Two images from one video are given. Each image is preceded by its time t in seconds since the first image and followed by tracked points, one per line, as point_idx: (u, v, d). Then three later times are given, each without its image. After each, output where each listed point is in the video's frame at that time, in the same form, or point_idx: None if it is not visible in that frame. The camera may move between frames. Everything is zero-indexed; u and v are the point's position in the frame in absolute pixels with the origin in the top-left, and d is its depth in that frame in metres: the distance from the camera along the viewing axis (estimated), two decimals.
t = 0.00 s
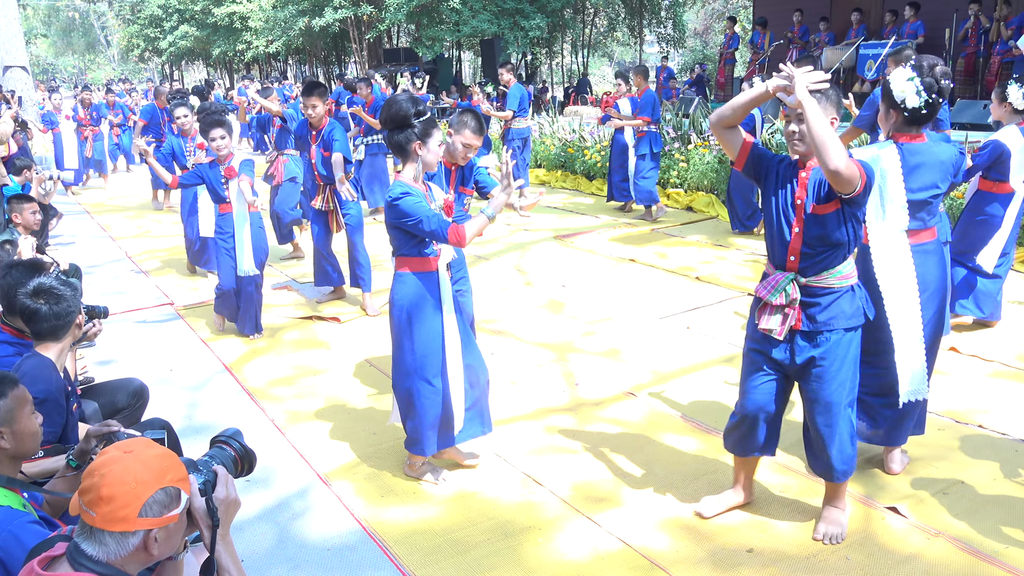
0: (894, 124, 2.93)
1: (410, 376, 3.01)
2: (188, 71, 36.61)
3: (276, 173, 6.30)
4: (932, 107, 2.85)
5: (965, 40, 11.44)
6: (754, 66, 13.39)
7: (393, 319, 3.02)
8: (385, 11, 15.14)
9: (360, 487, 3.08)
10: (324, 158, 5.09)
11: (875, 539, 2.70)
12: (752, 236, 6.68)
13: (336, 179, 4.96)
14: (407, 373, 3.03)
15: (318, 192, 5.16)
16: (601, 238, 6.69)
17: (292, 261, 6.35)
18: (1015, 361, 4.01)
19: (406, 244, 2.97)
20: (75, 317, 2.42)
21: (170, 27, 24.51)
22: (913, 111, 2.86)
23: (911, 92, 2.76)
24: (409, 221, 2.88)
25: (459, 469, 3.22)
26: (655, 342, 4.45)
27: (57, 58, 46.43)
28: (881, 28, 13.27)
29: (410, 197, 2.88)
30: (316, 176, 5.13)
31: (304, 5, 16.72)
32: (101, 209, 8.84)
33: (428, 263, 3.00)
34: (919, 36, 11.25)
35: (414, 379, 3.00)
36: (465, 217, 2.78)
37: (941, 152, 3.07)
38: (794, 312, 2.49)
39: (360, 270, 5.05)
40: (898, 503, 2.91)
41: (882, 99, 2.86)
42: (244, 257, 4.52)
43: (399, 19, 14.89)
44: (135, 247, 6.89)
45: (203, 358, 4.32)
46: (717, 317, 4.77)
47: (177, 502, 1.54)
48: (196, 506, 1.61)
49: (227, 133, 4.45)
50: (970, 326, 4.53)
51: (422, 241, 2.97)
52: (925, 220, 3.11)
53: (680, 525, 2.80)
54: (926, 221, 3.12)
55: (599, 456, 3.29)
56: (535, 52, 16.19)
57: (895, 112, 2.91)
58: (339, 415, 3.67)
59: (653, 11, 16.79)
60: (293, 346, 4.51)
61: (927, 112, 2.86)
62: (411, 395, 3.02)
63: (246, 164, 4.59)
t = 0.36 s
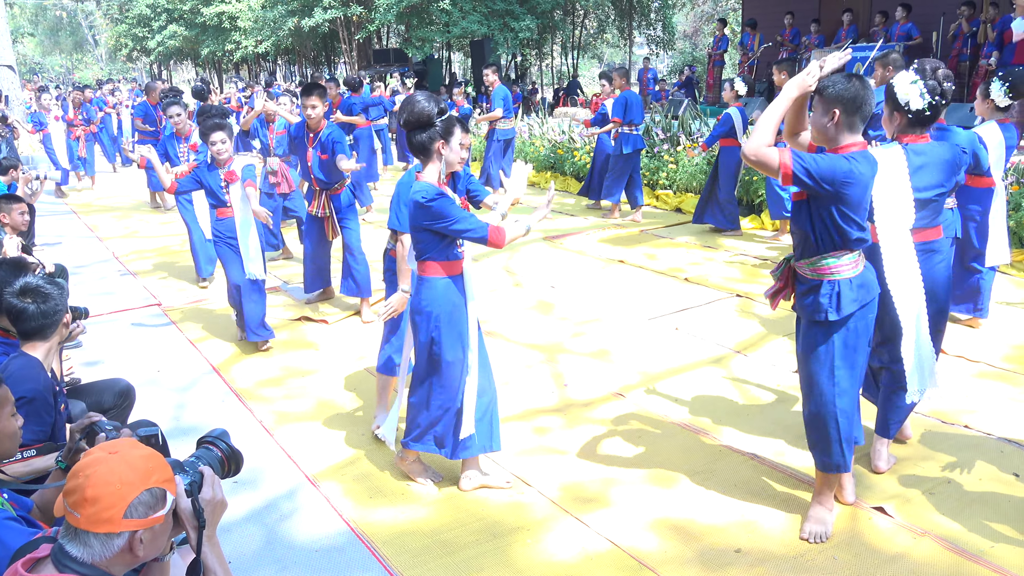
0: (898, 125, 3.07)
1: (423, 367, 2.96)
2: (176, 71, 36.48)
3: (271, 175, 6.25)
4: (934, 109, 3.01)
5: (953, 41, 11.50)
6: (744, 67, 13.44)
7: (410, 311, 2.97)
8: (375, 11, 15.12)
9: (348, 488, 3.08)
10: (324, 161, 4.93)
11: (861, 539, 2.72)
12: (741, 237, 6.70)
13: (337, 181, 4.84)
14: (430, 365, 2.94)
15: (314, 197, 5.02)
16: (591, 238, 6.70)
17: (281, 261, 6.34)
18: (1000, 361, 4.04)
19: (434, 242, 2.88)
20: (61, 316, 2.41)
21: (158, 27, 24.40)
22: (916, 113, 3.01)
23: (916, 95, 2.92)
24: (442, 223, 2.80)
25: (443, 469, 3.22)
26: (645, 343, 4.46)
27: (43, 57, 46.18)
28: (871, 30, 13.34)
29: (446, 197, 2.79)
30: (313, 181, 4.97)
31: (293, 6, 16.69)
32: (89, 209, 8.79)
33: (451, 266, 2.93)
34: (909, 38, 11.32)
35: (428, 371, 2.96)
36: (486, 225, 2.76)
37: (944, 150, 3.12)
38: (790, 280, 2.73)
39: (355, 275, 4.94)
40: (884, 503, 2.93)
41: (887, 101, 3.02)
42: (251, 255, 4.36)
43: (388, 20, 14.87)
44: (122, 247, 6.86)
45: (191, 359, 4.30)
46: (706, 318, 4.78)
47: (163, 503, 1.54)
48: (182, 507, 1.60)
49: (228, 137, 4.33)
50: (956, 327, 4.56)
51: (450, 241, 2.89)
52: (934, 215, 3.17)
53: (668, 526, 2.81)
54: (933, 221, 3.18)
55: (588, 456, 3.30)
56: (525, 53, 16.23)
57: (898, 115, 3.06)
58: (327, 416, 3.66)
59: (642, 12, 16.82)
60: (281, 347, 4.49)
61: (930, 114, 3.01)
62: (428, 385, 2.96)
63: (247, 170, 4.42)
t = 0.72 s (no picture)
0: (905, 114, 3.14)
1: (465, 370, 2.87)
2: (168, 73, 36.42)
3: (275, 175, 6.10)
4: (939, 100, 3.09)
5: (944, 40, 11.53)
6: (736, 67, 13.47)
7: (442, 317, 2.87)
8: (367, 13, 15.11)
9: (343, 491, 3.07)
10: (339, 160, 4.80)
11: (857, 537, 2.72)
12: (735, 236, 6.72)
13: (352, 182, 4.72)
14: (472, 363, 2.84)
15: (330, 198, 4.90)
16: (585, 239, 6.71)
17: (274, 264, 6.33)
18: (993, 358, 4.05)
19: (464, 248, 2.80)
20: (49, 319, 2.41)
21: (150, 30, 24.33)
22: (922, 103, 3.08)
23: (924, 86, 2.99)
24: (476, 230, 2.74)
25: (435, 469, 3.22)
26: (639, 343, 4.46)
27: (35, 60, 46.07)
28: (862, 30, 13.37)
29: (482, 203, 2.73)
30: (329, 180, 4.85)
31: (285, 8, 16.67)
32: (81, 213, 8.77)
33: (476, 271, 2.83)
34: (900, 37, 11.37)
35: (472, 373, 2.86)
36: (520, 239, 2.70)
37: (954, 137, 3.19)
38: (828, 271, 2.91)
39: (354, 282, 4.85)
40: (879, 501, 2.93)
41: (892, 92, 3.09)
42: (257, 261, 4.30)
43: (381, 21, 14.86)
44: (115, 251, 6.85)
45: (184, 362, 4.29)
46: (701, 318, 4.79)
47: (152, 506, 1.53)
48: (173, 509, 1.60)
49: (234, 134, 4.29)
50: (949, 325, 4.57)
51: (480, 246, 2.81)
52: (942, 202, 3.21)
53: (663, 526, 2.81)
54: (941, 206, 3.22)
55: (583, 457, 3.30)
56: (518, 54, 16.23)
57: (904, 105, 3.14)
58: (321, 418, 3.66)
59: (635, 13, 16.84)
60: (274, 350, 4.49)
61: (936, 104, 3.09)
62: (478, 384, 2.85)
63: (256, 171, 4.37)
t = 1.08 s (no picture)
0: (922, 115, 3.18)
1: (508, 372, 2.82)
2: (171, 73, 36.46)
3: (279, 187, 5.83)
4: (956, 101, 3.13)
5: (944, 39, 11.52)
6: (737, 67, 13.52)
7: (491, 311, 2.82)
8: (370, 13, 15.12)
9: (344, 490, 3.08)
10: (355, 166, 4.63)
11: (858, 537, 2.72)
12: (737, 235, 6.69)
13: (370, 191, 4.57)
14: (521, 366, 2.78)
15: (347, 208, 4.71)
16: (587, 238, 6.71)
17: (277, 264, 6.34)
18: (995, 357, 4.03)
19: (513, 246, 2.72)
20: (47, 318, 2.42)
21: (154, 30, 24.37)
22: (939, 104, 3.12)
23: (940, 88, 3.05)
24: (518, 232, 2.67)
25: (434, 469, 3.23)
26: (641, 342, 4.46)
27: (40, 60, 46.25)
28: (863, 29, 13.36)
29: (534, 208, 2.66)
30: (346, 188, 4.68)
31: (288, 8, 16.69)
32: (84, 213, 8.80)
33: (528, 267, 2.77)
34: (898, 36, 11.36)
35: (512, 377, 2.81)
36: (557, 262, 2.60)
37: (967, 141, 3.23)
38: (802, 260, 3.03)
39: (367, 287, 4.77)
40: (881, 501, 2.92)
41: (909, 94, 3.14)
42: (262, 275, 4.14)
43: (383, 21, 14.87)
44: (118, 251, 6.87)
45: (186, 362, 4.31)
46: (703, 317, 4.78)
47: (149, 505, 1.54)
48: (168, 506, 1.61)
49: (251, 142, 4.14)
50: (951, 323, 4.56)
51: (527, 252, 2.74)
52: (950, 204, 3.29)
53: (664, 526, 2.81)
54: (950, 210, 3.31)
55: (582, 457, 3.30)
56: (520, 53, 16.24)
57: (921, 105, 3.17)
58: (322, 418, 3.66)
59: (637, 12, 16.81)
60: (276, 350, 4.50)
61: (952, 105, 3.12)
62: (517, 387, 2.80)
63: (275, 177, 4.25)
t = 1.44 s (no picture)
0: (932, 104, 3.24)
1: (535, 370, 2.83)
2: (167, 73, 36.41)
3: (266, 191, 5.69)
4: (964, 90, 3.19)
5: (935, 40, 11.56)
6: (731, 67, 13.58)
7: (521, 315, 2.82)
8: (365, 14, 15.13)
9: (338, 492, 3.08)
10: (359, 160, 4.45)
11: (852, 538, 2.72)
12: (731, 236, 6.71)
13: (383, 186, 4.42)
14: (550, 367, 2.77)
15: (345, 204, 4.57)
16: (582, 238, 6.73)
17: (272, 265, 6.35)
18: (989, 358, 4.04)
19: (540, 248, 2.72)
20: (35, 317, 2.42)
21: (149, 31, 24.35)
22: (948, 92, 3.19)
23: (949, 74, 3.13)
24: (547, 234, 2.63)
25: (427, 470, 3.23)
26: (636, 342, 4.47)
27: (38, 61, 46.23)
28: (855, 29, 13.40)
29: (569, 210, 2.64)
30: (347, 183, 4.52)
31: (283, 9, 16.69)
32: (80, 215, 8.80)
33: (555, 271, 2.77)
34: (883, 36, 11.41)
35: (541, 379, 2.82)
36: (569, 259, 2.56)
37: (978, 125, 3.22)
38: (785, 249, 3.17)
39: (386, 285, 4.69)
40: (874, 501, 2.93)
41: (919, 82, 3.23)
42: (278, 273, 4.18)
43: (379, 22, 14.87)
44: (113, 253, 6.87)
45: (181, 363, 4.32)
46: (697, 318, 4.78)
47: (137, 509, 1.55)
48: (157, 510, 1.61)
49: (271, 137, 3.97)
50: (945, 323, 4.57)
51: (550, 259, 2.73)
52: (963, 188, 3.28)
53: (658, 526, 2.81)
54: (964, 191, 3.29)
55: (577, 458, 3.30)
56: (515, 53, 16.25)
57: (931, 94, 3.25)
58: (317, 419, 3.66)
59: (632, 12, 16.81)
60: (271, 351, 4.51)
61: (961, 93, 3.19)
62: (542, 392, 2.81)
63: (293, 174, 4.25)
